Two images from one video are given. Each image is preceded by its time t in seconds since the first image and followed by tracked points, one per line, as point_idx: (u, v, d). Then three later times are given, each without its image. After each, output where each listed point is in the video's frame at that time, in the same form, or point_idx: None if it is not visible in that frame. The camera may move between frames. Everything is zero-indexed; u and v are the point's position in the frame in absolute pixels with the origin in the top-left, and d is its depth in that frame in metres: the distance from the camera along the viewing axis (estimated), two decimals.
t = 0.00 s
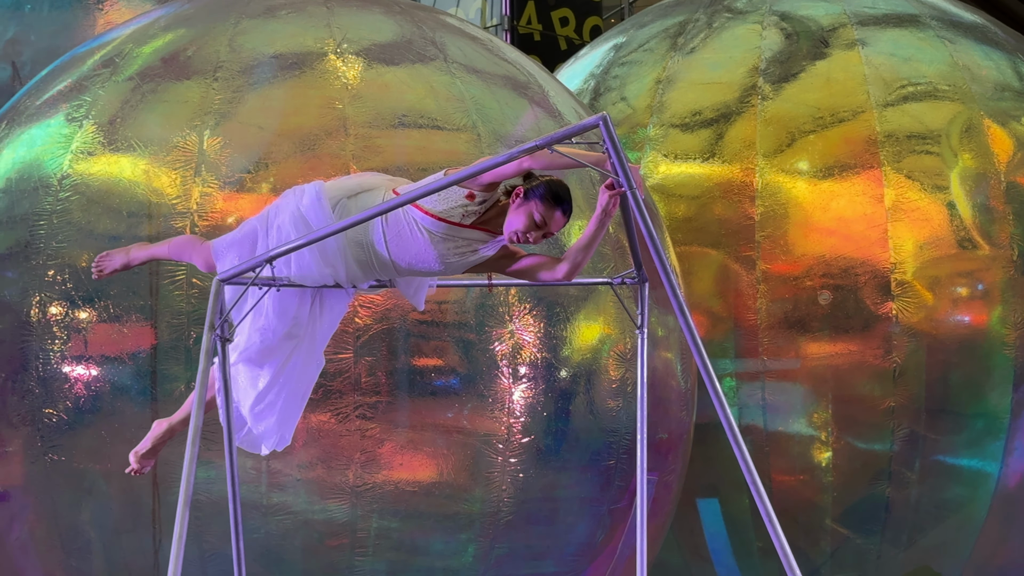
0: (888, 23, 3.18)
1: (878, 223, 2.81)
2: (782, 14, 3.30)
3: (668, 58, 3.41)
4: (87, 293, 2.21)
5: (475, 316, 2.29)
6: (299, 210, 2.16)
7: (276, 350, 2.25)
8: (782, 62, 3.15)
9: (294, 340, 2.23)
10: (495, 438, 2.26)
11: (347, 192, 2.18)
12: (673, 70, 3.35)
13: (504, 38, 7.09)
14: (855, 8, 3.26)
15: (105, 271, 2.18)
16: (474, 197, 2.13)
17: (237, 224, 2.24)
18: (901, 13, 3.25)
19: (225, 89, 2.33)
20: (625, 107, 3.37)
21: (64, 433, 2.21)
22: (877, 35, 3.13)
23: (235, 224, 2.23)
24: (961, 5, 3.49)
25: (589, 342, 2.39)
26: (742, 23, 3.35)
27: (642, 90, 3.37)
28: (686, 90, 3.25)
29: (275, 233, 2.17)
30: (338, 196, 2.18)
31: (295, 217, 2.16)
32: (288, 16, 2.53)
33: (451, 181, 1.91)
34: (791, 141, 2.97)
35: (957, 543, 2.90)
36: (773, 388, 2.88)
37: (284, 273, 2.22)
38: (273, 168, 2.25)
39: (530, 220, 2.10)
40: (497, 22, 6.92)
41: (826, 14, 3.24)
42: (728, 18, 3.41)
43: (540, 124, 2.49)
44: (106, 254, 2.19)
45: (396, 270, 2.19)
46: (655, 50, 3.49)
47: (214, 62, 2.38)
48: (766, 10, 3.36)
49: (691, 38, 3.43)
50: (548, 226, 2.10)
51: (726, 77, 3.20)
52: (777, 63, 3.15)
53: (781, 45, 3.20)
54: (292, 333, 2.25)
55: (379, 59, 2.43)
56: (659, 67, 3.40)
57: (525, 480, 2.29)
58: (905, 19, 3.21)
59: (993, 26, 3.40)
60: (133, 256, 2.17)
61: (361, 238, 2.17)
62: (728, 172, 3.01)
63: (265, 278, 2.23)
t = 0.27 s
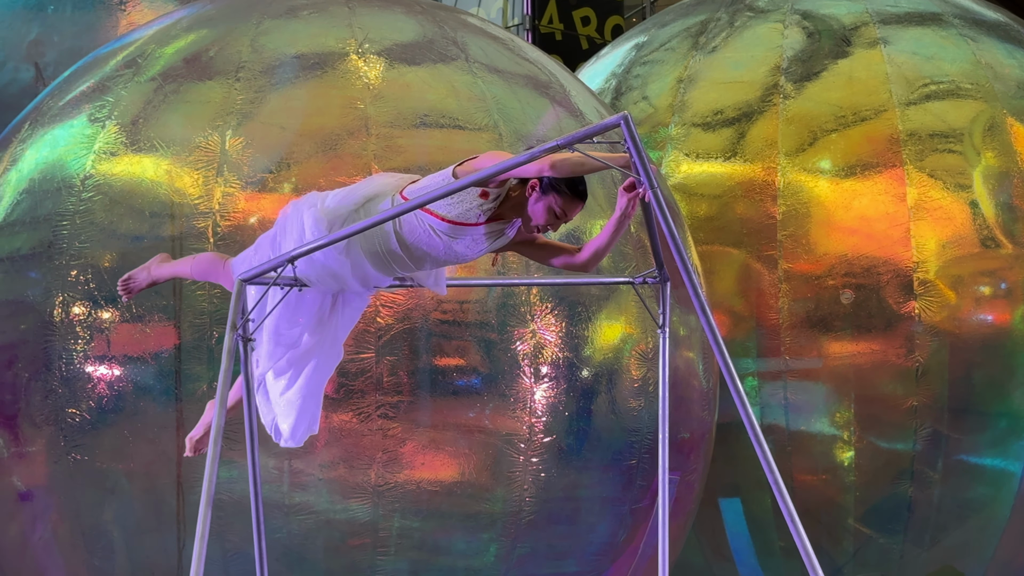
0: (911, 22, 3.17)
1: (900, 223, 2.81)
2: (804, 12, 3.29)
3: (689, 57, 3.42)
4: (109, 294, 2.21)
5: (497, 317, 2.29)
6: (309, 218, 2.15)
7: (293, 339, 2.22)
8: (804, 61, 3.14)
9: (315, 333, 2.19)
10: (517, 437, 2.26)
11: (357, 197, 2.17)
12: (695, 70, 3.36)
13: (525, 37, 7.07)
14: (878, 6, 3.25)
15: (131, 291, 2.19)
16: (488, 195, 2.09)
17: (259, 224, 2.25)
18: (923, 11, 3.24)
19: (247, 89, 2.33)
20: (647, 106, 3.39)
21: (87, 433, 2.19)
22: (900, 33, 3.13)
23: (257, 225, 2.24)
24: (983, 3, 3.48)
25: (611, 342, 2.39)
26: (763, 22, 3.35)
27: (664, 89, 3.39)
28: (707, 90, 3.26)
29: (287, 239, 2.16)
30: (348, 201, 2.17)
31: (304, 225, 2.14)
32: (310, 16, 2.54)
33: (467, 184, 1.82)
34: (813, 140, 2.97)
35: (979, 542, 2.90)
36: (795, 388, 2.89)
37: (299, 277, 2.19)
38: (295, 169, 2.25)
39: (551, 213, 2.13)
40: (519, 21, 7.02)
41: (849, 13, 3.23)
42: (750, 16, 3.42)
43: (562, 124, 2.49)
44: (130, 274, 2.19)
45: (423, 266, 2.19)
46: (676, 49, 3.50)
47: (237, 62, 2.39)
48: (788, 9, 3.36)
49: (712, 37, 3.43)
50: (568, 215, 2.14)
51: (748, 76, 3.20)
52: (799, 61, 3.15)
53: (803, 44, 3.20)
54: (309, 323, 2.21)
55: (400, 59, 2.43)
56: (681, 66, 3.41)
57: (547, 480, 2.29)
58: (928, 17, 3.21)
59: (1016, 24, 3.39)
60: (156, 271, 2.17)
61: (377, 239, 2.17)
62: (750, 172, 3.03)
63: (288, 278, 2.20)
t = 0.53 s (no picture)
0: (921, 22, 3.17)
1: (911, 223, 2.81)
2: (814, 13, 3.30)
3: (700, 58, 3.42)
4: (120, 295, 2.20)
5: (508, 317, 2.28)
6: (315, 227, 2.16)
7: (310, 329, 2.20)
8: (814, 62, 3.15)
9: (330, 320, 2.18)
10: (527, 438, 2.25)
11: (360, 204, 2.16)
12: (705, 70, 3.36)
13: (534, 36, 7.10)
14: (888, 7, 3.25)
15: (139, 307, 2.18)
16: (491, 202, 2.03)
17: (270, 225, 2.23)
18: (934, 11, 3.24)
19: (258, 90, 2.34)
20: (657, 107, 3.39)
21: (98, 434, 2.19)
22: (910, 34, 3.13)
23: (268, 226, 2.22)
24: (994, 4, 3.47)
25: (621, 342, 2.39)
26: (773, 22, 3.36)
27: (674, 90, 3.39)
28: (718, 90, 3.26)
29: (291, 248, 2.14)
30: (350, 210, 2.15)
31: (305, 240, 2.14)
32: (321, 17, 2.54)
33: (473, 186, 1.81)
34: (824, 140, 2.97)
35: (991, 543, 2.90)
36: (806, 388, 2.89)
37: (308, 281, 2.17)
38: (306, 169, 2.24)
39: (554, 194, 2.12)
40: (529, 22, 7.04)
41: (859, 13, 3.23)
42: (760, 17, 3.42)
43: (572, 125, 2.49)
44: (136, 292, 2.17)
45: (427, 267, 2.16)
46: (686, 50, 3.50)
47: (248, 64, 2.39)
48: (798, 9, 3.36)
49: (723, 38, 3.43)
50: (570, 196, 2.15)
51: (758, 76, 3.21)
52: (809, 62, 3.15)
53: (813, 44, 3.20)
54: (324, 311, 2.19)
55: (411, 60, 2.43)
56: (691, 66, 3.42)
57: (557, 480, 2.29)
58: (939, 18, 3.21)
59: None
60: (160, 288, 2.14)
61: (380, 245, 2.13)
62: (761, 172, 3.03)
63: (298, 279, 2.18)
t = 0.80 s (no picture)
0: (925, 22, 3.17)
1: (915, 223, 2.81)
2: (817, 12, 3.30)
3: (704, 57, 3.42)
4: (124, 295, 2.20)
5: (513, 317, 2.28)
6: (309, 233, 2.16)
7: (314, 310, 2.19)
8: (818, 61, 3.15)
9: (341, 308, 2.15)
10: (531, 438, 2.25)
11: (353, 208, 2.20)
12: (709, 70, 3.36)
13: (537, 37, 7.10)
14: (892, 7, 3.25)
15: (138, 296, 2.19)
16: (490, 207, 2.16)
17: (274, 224, 2.23)
18: (939, 11, 3.24)
19: (262, 90, 2.33)
20: (661, 107, 3.39)
21: (102, 433, 2.19)
22: (914, 34, 3.13)
23: (272, 226, 2.22)
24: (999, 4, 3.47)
25: (626, 342, 2.39)
26: (778, 22, 3.35)
27: (678, 90, 3.39)
28: (722, 90, 3.26)
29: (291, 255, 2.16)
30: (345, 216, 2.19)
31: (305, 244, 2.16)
32: (325, 17, 2.54)
33: (474, 188, 1.79)
34: (828, 140, 2.97)
35: (995, 543, 2.89)
36: (810, 388, 2.89)
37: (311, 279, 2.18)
38: (310, 169, 2.24)
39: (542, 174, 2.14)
40: (533, 22, 7.00)
41: (863, 13, 3.23)
42: (764, 17, 3.42)
43: (576, 124, 2.49)
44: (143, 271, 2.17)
45: (427, 262, 2.24)
46: (690, 50, 3.50)
47: (251, 63, 2.39)
48: (802, 9, 3.36)
49: (726, 38, 3.43)
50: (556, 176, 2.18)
51: (762, 76, 3.20)
52: (813, 62, 3.15)
53: (817, 44, 3.20)
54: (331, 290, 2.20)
55: (415, 60, 2.44)
56: (695, 66, 3.41)
57: (561, 480, 2.29)
58: (943, 17, 3.20)
59: None
60: (151, 285, 2.16)
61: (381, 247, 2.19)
62: (765, 172, 3.03)
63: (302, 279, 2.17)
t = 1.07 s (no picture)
0: (927, 22, 3.17)
1: (916, 223, 2.81)
2: (819, 12, 3.30)
3: (705, 58, 3.42)
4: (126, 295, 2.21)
5: (514, 317, 2.28)
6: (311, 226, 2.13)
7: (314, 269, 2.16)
8: (820, 61, 3.15)
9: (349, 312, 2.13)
10: (533, 438, 2.25)
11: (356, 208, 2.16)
12: (710, 70, 3.36)
13: (538, 37, 7.10)
14: (893, 7, 3.24)
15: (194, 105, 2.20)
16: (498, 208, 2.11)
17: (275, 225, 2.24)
18: (941, 11, 3.24)
19: (263, 91, 2.34)
20: (663, 107, 3.39)
21: (104, 434, 2.19)
22: (915, 34, 3.13)
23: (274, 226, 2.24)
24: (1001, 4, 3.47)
25: (627, 343, 2.39)
26: (779, 22, 3.35)
27: (680, 90, 3.40)
28: (723, 90, 3.26)
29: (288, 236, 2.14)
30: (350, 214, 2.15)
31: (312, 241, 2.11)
32: (326, 17, 2.54)
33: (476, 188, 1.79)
34: (829, 140, 2.97)
35: (997, 544, 2.89)
36: (811, 388, 2.89)
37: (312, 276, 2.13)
38: (312, 169, 2.24)
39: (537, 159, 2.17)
40: (535, 22, 6.99)
41: (864, 13, 3.23)
42: (765, 17, 3.42)
43: (577, 125, 2.49)
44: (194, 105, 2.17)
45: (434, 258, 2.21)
46: (692, 50, 3.50)
47: (253, 64, 2.39)
48: (803, 9, 3.36)
49: (728, 38, 3.43)
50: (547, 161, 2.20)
51: (763, 76, 3.20)
52: (815, 62, 3.15)
53: (819, 44, 3.20)
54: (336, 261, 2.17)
55: (417, 60, 2.43)
56: (697, 66, 3.41)
57: (563, 480, 2.29)
58: (944, 17, 3.20)
59: None
60: (141, 283, 2.15)
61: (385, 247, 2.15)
62: (766, 172, 3.03)
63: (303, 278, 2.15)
